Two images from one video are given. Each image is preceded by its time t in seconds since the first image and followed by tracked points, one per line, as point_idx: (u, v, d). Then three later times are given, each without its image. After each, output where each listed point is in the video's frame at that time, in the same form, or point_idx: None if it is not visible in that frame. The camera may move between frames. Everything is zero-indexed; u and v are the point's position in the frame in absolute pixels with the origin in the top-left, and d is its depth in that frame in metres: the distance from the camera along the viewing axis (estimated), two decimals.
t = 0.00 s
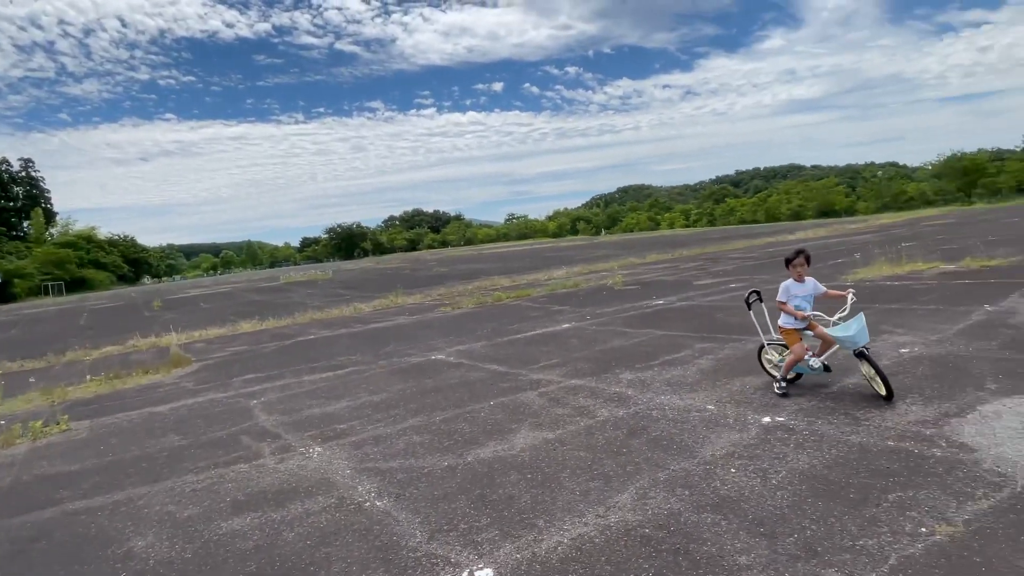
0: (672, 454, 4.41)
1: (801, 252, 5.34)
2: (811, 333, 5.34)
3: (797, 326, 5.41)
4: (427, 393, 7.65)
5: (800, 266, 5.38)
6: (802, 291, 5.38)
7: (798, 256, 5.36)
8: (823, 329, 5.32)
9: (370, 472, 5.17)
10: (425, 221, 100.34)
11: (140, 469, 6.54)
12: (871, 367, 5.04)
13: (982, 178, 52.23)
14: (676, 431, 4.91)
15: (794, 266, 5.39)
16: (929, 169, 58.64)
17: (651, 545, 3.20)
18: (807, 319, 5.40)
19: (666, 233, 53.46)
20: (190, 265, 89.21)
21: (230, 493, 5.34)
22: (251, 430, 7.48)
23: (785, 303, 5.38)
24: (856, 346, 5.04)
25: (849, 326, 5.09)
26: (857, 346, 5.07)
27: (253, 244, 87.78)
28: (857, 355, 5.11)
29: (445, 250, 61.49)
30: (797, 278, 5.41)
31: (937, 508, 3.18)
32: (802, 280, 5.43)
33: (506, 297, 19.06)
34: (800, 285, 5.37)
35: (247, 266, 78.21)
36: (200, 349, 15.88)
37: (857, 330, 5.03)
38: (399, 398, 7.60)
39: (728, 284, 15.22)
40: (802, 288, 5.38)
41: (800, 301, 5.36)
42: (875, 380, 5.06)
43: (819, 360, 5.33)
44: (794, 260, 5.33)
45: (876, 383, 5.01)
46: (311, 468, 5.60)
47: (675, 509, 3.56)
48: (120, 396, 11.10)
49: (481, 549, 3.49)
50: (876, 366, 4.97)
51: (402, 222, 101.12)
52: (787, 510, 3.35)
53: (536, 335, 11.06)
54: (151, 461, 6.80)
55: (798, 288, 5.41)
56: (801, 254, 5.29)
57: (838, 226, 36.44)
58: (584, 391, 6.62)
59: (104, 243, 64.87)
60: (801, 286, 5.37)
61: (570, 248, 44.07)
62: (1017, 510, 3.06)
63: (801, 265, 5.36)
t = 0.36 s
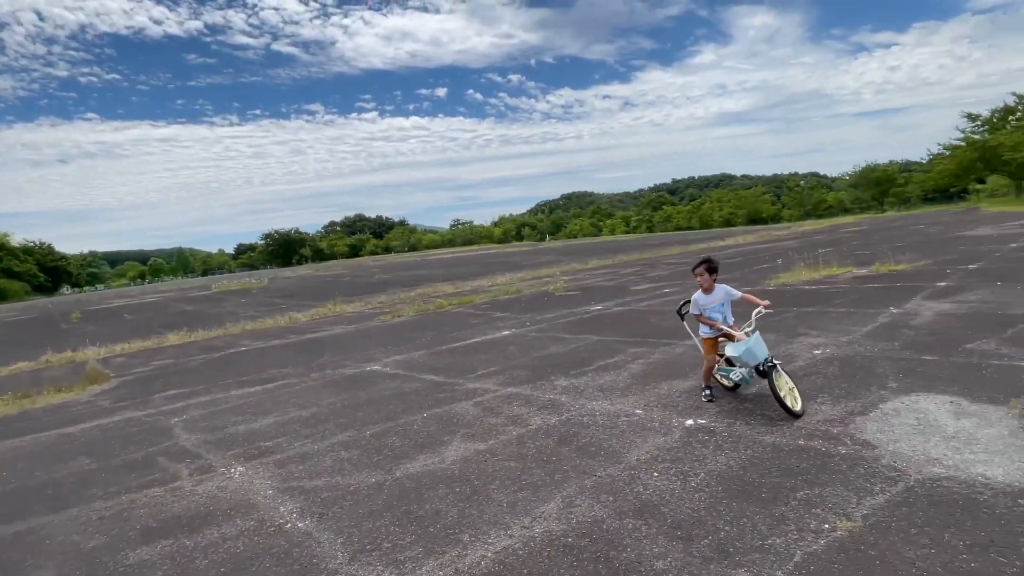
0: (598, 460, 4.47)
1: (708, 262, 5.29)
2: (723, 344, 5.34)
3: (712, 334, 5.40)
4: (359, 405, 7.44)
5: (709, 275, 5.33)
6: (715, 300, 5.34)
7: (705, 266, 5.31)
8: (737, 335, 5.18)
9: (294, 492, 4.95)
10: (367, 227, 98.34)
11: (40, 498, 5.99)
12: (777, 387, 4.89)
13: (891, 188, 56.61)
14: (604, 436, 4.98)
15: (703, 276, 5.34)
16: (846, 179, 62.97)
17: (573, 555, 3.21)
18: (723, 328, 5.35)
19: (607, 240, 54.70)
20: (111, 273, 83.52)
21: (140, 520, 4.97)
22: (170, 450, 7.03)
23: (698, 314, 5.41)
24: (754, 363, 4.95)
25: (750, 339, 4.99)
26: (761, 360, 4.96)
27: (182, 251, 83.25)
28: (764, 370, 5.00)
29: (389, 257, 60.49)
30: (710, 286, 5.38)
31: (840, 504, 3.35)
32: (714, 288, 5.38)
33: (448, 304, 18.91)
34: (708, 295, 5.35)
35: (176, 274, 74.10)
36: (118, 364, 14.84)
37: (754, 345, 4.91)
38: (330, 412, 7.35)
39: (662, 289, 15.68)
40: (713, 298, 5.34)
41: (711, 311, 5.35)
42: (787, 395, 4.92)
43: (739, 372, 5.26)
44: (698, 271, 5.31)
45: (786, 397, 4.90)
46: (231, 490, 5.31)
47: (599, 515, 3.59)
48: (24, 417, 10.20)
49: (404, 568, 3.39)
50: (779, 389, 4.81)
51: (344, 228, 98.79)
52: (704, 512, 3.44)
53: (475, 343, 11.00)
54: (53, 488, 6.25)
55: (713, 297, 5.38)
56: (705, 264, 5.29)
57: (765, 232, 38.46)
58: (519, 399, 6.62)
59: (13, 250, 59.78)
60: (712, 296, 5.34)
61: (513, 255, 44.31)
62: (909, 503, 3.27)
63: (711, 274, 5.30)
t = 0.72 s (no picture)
0: (556, 461, 4.48)
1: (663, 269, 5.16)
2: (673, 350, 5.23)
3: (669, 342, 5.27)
4: (317, 411, 7.26)
5: (666, 282, 5.20)
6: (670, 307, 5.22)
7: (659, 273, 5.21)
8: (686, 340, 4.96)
9: (246, 501, 4.79)
10: (329, 228, 96.48)
11: None
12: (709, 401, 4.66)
13: (841, 191, 59.05)
14: (563, 437, 5.00)
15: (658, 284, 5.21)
16: (799, 182, 65.29)
17: (528, 557, 3.20)
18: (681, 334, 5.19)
19: (572, 241, 55.14)
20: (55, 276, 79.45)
21: (80, 536, 4.73)
22: (114, 462, 6.71)
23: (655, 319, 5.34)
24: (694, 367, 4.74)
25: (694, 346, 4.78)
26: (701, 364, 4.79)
27: (132, 252, 79.92)
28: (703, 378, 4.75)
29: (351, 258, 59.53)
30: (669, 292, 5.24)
31: (787, 498, 3.44)
32: (671, 295, 5.24)
33: (410, 306, 18.71)
34: (662, 302, 5.22)
35: (127, 277, 71.15)
36: (61, 371, 14.11)
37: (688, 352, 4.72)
38: (286, 419, 7.16)
39: (624, 290, 15.91)
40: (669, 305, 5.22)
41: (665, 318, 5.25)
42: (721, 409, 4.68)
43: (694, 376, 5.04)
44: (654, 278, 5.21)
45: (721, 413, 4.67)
46: (178, 501, 5.11)
47: (555, 517, 3.60)
48: None
49: None
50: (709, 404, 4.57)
51: (305, 229, 96.70)
52: (658, 510, 3.49)
53: (437, 345, 10.91)
54: None
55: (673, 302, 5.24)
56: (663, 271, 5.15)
57: (723, 233, 39.53)
58: (479, 401, 6.58)
59: None
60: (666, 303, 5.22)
61: (478, 256, 44.24)
62: (852, 495, 3.40)
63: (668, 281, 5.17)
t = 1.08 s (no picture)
0: (542, 454, 4.49)
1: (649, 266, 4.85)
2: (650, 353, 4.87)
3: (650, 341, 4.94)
4: (302, 407, 7.22)
5: (653, 281, 4.85)
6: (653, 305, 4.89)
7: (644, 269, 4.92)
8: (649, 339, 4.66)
9: (230, 497, 4.76)
10: (315, 223, 95.61)
11: None
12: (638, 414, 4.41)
13: (825, 187, 59.84)
14: (550, 430, 5.01)
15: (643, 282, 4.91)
16: (784, 178, 65.96)
17: (513, 549, 3.21)
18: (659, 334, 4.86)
19: (560, 236, 55.21)
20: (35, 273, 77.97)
21: (60, 533, 4.65)
22: (95, 459, 6.62)
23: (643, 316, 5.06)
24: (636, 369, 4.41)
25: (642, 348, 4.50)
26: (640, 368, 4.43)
27: (114, 248, 78.61)
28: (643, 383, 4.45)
29: (338, 254, 59.10)
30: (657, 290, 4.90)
31: (769, 488, 3.49)
32: (658, 293, 4.89)
33: (398, 302, 18.65)
34: (647, 299, 4.91)
35: (109, 273, 70.07)
36: (41, 369, 13.87)
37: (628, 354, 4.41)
38: (272, 414, 7.11)
39: (611, 285, 15.99)
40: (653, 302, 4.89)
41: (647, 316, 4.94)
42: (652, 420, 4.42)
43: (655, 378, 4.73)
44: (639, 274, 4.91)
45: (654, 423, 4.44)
46: (161, 497, 5.06)
47: (541, 508, 3.62)
48: None
49: (343, 570, 3.31)
50: (633, 419, 4.34)
51: (291, 224, 95.79)
52: (643, 501, 3.51)
53: (424, 340, 10.88)
54: None
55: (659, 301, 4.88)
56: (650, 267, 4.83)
57: (710, 229, 39.84)
58: (466, 396, 6.58)
59: None
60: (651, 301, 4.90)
61: (466, 251, 44.13)
62: (833, 484, 3.45)
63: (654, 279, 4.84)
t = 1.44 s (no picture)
0: (549, 442, 4.50)
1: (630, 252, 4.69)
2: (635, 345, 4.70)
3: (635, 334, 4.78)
4: (309, 395, 7.24)
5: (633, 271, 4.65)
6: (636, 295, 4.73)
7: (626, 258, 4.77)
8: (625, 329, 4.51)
9: (238, 484, 4.79)
10: (320, 214, 95.58)
11: None
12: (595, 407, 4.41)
13: (831, 178, 59.50)
14: (556, 419, 5.02)
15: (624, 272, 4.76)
16: (790, 169, 65.57)
17: (521, 534, 3.23)
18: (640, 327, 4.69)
19: (564, 228, 55.11)
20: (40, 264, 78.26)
21: (69, 520, 4.70)
22: (103, 447, 6.67)
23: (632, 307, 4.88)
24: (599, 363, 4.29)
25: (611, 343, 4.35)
26: (604, 365, 4.27)
27: (120, 239, 78.90)
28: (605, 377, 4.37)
29: (343, 245, 59.15)
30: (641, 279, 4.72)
31: (777, 475, 3.49)
32: (639, 283, 4.71)
33: (402, 292, 18.68)
34: (629, 289, 4.75)
35: (115, 263, 70.37)
36: (48, 358, 13.96)
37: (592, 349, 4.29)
38: (279, 403, 7.15)
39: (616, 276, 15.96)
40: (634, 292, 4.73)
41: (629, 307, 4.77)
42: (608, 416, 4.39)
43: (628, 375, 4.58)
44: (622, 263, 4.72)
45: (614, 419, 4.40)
46: (170, 484, 5.09)
47: (549, 495, 3.63)
48: None
49: (351, 556, 3.33)
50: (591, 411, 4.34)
51: (295, 215, 95.80)
52: (651, 488, 3.52)
53: (429, 331, 10.91)
54: None
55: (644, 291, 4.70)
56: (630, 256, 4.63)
57: (715, 220, 39.68)
58: (472, 385, 6.59)
59: None
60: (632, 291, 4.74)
61: (470, 243, 44.08)
62: (841, 472, 3.45)
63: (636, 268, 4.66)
